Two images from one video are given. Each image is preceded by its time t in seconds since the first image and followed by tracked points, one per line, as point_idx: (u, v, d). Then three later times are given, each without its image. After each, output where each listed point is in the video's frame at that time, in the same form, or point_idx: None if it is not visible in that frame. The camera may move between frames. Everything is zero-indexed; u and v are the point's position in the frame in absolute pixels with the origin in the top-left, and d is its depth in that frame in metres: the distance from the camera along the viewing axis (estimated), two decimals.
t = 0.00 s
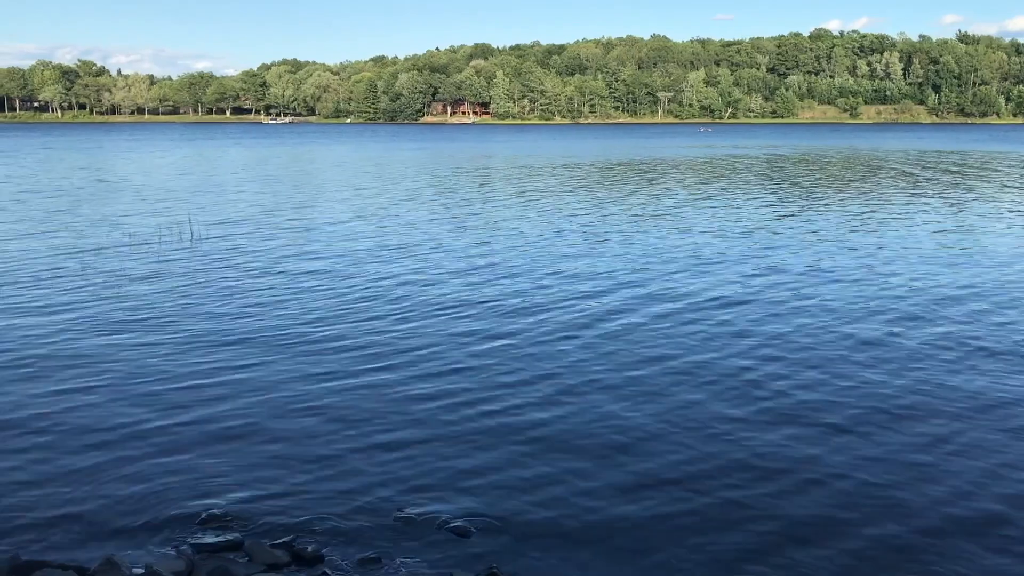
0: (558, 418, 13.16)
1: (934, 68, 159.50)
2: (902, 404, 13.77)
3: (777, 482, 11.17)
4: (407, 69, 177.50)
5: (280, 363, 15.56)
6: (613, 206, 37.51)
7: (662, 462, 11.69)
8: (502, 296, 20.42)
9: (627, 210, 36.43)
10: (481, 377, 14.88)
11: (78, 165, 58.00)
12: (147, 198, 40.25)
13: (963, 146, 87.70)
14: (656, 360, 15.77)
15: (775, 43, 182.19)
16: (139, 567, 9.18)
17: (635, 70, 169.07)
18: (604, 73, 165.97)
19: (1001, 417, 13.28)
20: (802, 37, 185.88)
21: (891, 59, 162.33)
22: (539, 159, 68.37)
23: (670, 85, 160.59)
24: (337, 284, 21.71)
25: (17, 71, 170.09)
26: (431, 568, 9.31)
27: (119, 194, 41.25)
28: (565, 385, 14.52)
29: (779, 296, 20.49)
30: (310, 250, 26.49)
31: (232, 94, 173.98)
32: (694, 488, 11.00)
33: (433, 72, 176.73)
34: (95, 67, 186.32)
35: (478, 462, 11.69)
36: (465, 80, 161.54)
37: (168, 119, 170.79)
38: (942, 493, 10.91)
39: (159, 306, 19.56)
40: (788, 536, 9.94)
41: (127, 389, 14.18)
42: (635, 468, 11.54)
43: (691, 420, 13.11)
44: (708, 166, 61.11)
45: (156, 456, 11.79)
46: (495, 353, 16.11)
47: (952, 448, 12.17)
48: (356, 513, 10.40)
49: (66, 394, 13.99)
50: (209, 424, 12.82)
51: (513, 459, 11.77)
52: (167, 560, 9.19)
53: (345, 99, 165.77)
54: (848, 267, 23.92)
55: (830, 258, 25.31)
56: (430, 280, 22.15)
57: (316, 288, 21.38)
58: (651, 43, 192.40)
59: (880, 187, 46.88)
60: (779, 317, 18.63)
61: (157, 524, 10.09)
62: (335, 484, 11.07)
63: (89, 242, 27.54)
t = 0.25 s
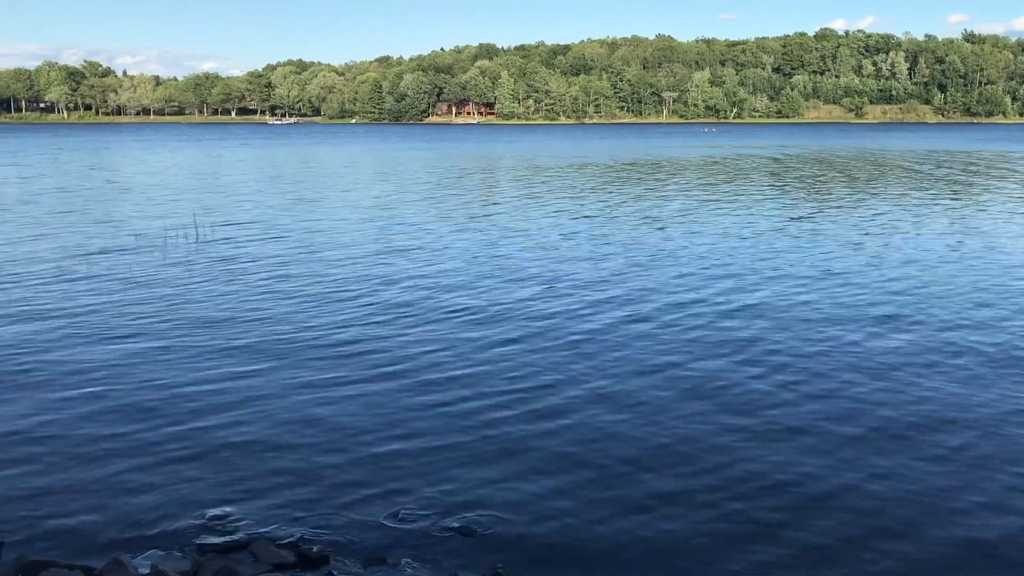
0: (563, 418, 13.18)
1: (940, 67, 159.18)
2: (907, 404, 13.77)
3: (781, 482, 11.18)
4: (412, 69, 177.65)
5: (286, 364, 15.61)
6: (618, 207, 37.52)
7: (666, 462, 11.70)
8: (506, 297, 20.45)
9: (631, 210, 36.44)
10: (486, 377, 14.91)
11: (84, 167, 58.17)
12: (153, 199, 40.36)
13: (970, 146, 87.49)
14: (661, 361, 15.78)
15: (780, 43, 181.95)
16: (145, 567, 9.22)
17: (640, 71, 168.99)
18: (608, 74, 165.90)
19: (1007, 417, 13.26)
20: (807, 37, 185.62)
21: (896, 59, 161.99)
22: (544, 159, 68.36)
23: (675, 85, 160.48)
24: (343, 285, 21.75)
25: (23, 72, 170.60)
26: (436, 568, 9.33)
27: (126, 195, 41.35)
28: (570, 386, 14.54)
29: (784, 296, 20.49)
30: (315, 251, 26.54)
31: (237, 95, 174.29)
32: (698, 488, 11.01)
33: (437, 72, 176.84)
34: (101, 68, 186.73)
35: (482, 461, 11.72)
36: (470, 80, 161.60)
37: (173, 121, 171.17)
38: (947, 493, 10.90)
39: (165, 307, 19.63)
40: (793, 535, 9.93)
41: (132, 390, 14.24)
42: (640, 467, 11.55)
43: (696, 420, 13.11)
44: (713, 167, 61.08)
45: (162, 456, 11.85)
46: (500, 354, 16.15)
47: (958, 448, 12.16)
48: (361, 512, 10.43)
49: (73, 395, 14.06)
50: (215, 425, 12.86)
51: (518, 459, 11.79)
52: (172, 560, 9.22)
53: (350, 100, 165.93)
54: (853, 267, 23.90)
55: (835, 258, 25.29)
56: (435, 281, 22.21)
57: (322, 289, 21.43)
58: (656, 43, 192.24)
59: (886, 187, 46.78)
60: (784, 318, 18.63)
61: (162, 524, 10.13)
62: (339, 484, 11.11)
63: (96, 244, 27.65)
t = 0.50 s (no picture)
0: (567, 418, 13.15)
1: (944, 67, 159.00)
2: (912, 404, 13.72)
3: (786, 482, 11.14)
4: (414, 70, 177.56)
5: (289, 364, 15.59)
6: (621, 207, 37.50)
7: (670, 462, 11.67)
8: (509, 297, 20.43)
9: (634, 210, 36.41)
10: (489, 376, 14.90)
11: (87, 167, 58.24)
12: (156, 199, 40.39)
13: (973, 145, 87.45)
14: (665, 360, 15.74)
15: (783, 43, 181.80)
16: (146, 566, 9.19)
17: (642, 70, 168.90)
18: (611, 74, 165.73)
19: (1013, 417, 13.21)
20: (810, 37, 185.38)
21: (899, 59, 161.84)
22: (547, 159, 68.35)
23: (678, 86, 160.37)
24: (346, 285, 21.73)
25: (25, 73, 170.61)
26: (440, 568, 9.30)
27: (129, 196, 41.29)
28: (574, 386, 14.51)
29: (788, 296, 20.44)
30: (318, 251, 26.54)
31: (240, 96, 174.29)
32: (703, 488, 10.97)
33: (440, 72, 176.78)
34: (104, 68, 186.90)
35: (485, 461, 11.69)
36: (472, 80, 161.60)
37: (176, 121, 171.38)
38: (952, 493, 10.86)
39: (169, 308, 19.60)
40: (797, 536, 9.90)
41: (135, 390, 14.24)
42: (644, 467, 11.52)
43: (700, 420, 13.07)
44: (716, 167, 61.05)
45: (165, 457, 11.83)
46: (504, 354, 16.11)
47: (964, 448, 12.11)
48: (364, 513, 10.41)
49: (76, 395, 14.05)
50: (217, 426, 12.84)
51: (521, 459, 11.77)
52: (175, 560, 9.21)
53: (353, 100, 165.98)
54: (857, 267, 23.84)
55: (839, 258, 25.24)
56: (438, 281, 22.17)
57: (324, 289, 21.39)
58: (658, 43, 192.14)
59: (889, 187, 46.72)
60: (788, 317, 18.58)
61: (165, 524, 10.11)
62: (342, 484, 11.08)
63: (99, 244, 27.69)
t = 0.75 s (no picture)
0: (570, 419, 13.09)
1: (946, 66, 158.84)
2: (917, 405, 13.64)
3: (790, 483, 11.07)
4: (416, 69, 177.49)
5: (291, 364, 15.53)
6: (622, 206, 37.45)
7: (675, 463, 11.59)
8: (512, 297, 20.37)
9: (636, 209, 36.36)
10: (492, 377, 14.85)
11: (89, 167, 58.25)
12: (158, 199, 40.40)
13: (975, 145, 87.38)
14: (668, 361, 15.67)
15: (785, 42, 181.64)
16: (148, 567, 9.14)
17: (644, 70, 168.81)
18: (613, 73, 165.66)
19: (1017, 417, 13.15)
20: (812, 36, 185.27)
21: (901, 58, 161.69)
22: (549, 159, 68.29)
23: (679, 85, 160.31)
24: (347, 285, 21.71)
25: (27, 74, 170.75)
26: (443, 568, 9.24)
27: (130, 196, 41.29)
28: (577, 386, 14.44)
29: (791, 296, 20.37)
30: (320, 251, 26.50)
31: (241, 96, 174.25)
32: (707, 489, 10.90)
33: (441, 72, 176.78)
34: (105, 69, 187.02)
35: (488, 462, 11.63)
36: (474, 80, 161.60)
37: (178, 121, 171.49)
38: (958, 494, 10.79)
39: (170, 308, 19.57)
40: (802, 537, 9.83)
41: (136, 391, 14.19)
42: (647, 468, 11.45)
43: (704, 421, 13.00)
44: (718, 166, 61.01)
45: (166, 457, 11.78)
46: (506, 355, 16.05)
47: (969, 450, 12.03)
48: (366, 514, 10.34)
49: (77, 396, 14.01)
50: (219, 426, 12.81)
51: (524, 459, 11.70)
52: (176, 560, 9.15)
53: (354, 100, 165.98)
54: (860, 267, 23.76)
55: (842, 257, 25.18)
56: (441, 281, 22.15)
57: (326, 289, 21.37)
58: (660, 42, 192.06)
59: (892, 186, 46.64)
60: (792, 317, 18.51)
61: (167, 525, 10.06)
62: (345, 485, 11.02)
63: (101, 244, 27.68)
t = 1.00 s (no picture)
0: (571, 419, 13.08)
1: (945, 65, 158.79)
2: (920, 404, 13.64)
3: (792, 482, 11.07)
4: (415, 69, 177.44)
5: (291, 365, 15.52)
6: (623, 206, 37.46)
7: (678, 463, 11.58)
8: (513, 297, 20.35)
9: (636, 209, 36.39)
10: (491, 376, 14.86)
11: (88, 168, 58.23)
12: (158, 199, 40.42)
13: (974, 142, 87.48)
14: (670, 360, 15.66)
15: (785, 41, 181.58)
16: (148, 567, 9.15)
17: (644, 69, 168.80)
18: (612, 73, 165.61)
19: (1016, 415, 13.17)
20: (812, 36, 185.21)
21: (901, 57, 161.62)
22: (548, 158, 68.26)
23: (679, 84, 160.31)
24: (347, 285, 21.71)
25: (27, 74, 170.66)
26: (444, 568, 9.25)
27: (130, 197, 41.28)
28: (579, 386, 14.44)
29: (793, 295, 20.35)
30: (319, 251, 26.50)
31: (241, 96, 174.16)
32: (708, 489, 10.89)
33: (441, 72, 176.79)
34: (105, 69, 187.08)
35: (489, 463, 11.62)
36: (473, 80, 161.58)
37: (178, 122, 171.52)
38: (961, 494, 10.76)
39: (170, 308, 19.58)
40: (804, 537, 9.82)
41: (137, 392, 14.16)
42: (649, 468, 11.44)
43: (706, 420, 13.00)
44: (718, 165, 61.02)
45: (166, 458, 11.78)
46: (507, 354, 16.03)
47: (971, 448, 12.03)
48: (367, 514, 10.34)
49: (77, 397, 13.99)
50: (219, 427, 12.81)
51: (526, 460, 11.70)
52: (177, 561, 9.16)
53: (354, 100, 165.95)
54: (861, 266, 23.74)
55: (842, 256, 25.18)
56: (440, 281, 22.14)
57: (326, 289, 21.37)
58: (660, 42, 192.01)
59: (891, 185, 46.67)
60: (792, 317, 18.50)
61: (167, 526, 10.08)
62: (346, 486, 11.02)
63: (101, 245, 27.67)
